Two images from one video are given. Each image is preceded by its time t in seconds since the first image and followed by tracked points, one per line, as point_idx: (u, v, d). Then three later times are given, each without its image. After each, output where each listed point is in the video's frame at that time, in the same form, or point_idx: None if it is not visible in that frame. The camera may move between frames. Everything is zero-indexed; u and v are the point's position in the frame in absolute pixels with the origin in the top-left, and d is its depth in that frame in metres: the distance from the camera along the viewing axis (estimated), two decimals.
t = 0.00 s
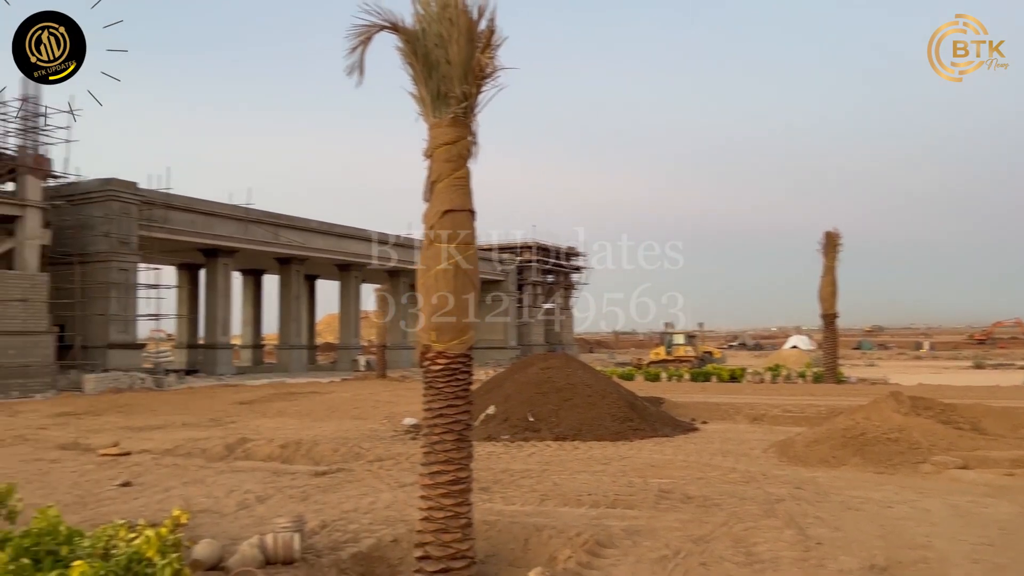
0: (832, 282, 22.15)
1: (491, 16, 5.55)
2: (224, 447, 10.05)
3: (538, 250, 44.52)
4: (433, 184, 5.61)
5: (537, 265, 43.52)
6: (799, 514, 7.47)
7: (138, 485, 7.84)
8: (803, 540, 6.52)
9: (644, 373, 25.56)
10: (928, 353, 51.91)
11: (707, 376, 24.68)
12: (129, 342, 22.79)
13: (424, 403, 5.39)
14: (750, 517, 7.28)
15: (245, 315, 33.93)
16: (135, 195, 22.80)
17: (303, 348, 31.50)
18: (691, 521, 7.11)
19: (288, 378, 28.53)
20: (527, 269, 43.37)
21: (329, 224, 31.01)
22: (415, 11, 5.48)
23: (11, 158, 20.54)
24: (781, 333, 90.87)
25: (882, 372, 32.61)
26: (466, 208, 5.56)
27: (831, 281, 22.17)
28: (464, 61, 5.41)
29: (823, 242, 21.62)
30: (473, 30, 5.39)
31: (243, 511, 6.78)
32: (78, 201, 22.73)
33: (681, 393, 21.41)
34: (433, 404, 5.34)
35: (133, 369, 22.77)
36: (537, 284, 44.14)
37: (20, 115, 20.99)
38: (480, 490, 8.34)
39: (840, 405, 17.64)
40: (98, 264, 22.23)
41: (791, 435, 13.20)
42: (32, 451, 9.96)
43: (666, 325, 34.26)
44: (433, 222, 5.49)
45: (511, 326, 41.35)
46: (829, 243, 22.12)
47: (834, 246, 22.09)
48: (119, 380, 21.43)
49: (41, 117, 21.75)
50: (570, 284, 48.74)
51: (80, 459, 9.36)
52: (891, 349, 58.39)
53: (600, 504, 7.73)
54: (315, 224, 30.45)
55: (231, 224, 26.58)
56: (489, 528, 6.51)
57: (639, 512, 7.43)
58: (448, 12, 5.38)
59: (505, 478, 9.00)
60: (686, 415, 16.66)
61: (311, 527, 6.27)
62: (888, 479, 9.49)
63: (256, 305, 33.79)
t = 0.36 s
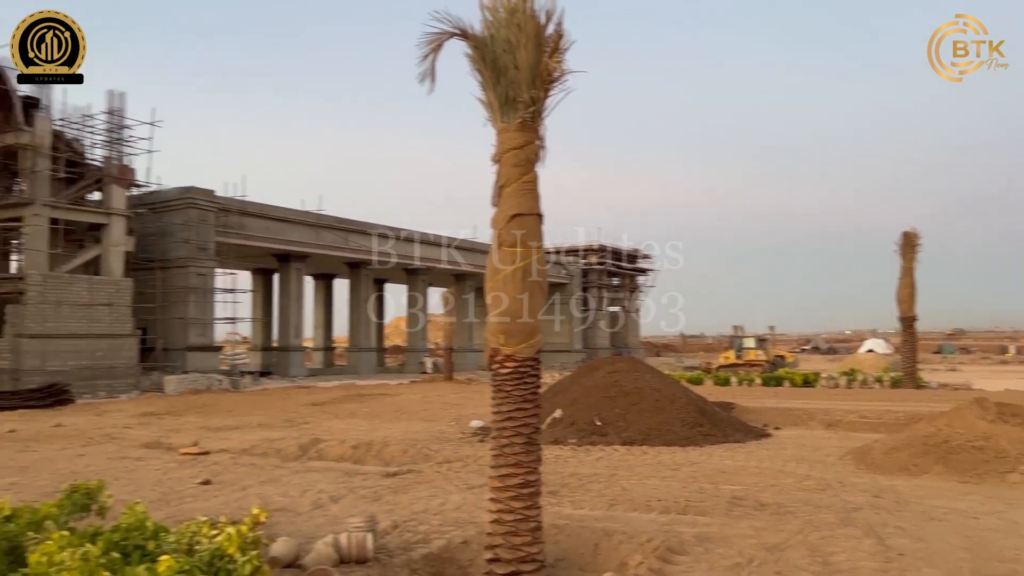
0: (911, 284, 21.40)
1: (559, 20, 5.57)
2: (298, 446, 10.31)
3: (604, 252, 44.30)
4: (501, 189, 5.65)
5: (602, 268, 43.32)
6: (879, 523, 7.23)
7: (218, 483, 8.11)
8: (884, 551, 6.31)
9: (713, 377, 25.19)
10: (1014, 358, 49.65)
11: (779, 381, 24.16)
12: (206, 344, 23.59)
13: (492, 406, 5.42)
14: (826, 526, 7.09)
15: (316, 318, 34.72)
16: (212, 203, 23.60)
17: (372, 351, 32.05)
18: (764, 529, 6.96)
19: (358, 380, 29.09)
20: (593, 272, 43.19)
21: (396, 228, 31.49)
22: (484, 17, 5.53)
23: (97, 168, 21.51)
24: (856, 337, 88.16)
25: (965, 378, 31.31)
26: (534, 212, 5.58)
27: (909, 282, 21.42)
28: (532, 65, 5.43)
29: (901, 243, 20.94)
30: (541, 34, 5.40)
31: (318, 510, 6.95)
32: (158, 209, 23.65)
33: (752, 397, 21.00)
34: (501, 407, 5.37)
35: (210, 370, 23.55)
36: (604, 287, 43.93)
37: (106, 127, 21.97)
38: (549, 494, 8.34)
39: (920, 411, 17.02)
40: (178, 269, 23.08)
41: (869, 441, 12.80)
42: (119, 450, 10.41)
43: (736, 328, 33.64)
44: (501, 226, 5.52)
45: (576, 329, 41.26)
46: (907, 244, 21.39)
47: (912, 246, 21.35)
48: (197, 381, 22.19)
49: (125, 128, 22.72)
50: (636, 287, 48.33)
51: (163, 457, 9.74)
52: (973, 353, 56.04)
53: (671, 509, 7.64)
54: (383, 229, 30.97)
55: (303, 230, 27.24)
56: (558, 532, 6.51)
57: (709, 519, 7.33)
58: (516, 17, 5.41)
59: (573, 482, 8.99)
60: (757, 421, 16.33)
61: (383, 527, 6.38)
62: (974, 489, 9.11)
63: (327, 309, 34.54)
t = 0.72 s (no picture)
0: (994, 286, 20.50)
1: (626, 23, 5.55)
2: (368, 449, 10.50)
3: (670, 255, 43.78)
4: (568, 193, 5.64)
5: (668, 271, 42.83)
6: (962, 535, 6.94)
7: (292, 484, 8.33)
8: (968, 564, 6.06)
9: (785, 383, 24.60)
10: None
11: (854, 387, 23.44)
12: (279, 348, 24.23)
13: (559, 411, 5.42)
14: (906, 537, 6.84)
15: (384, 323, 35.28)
16: (284, 210, 24.25)
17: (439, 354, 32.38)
18: (840, 538, 6.77)
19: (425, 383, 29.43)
20: (659, 276, 42.74)
21: (462, 233, 31.77)
22: (549, 23, 5.54)
23: (176, 178, 22.37)
24: (935, 341, 84.84)
25: None
26: (600, 215, 5.55)
27: (993, 284, 20.52)
28: (598, 68, 5.41)
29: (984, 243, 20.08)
30: (607, 38, 5.39)
31: (388, 511, 7.07)
32: (233, 217, 24.44)
33: (824, 403, 20.43)
34: (569, 411, 5.36)
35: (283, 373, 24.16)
36: (670, 290, 43.41)
37: (184, 138, 22.83)
38: (616, 500, 8.29)
39: (1006, 419, 16.27)
40: (252, 275, 23.80)
41: (950, 450, 12.30)
42: (198, 450, 10.79)
43: (807, 332, 32.76)
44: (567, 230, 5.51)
45: (642, 333, 40.86)
46: (991, 244, 20.50)
47: (996, 246, 20.45)
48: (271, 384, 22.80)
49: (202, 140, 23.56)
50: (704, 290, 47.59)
51: (239, 457, 10.05)
52: None
53: (742, 517, 7.49)
54: (449, 234, 31.29)
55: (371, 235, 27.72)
56: (627, 538, 6.46)
57: (782, 527, 7.16)
58: (582, 21, 5.40)
59: (641, 488, 8.91)
60: (831, 427, 15.87)
61: (451, 530, 6.45)
62: None
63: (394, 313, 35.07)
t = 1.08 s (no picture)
0: None
1: (685, 25, 5.50)
2: (428, 452, 10.60)
3: (731, 258, 43.07)
4: (627, 198, 5.62)
5: (729, 274, 42.16)
6: None
7: (355, 486, 8.46)
8: None
9: (851, 389, 23.94)
10: None
11: (925, 393, 22.68)
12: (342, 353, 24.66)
13: (620, 416, 5.38)
14: (982, 549, 6.60)
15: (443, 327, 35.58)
16: (346, 217, 24.71)
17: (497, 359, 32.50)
18: (912, 550, 6.55)
19: (484, 387, 29.58)
20: (720, 279, 42.11)
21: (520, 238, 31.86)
22: (607, 27, 5.53)
23: (242, 187, 22.99)
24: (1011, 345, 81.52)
25: None
26: (659, 219, 5.51)
27: None
28: (657, 72, 5.38)
29: None
30: (665, 40, 5.35)
31: (449, 515, 7.13)
32: (296, 225, 25.00)
33: (894, 409, 19.80)
34: (629, 418, 5.32)
35: (346, 377, 24.56)
36: (731, 294, 42.70)
37: (249, 148, 23.45)
38: (679, 506, 8.19)
39: None
40: (315, 280, 24.30)
41: None
42: (264, 452, 11.05)
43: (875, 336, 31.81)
44: (627, 234, 5.47)
45: (702, 337, 40.28)
46: None
47: None
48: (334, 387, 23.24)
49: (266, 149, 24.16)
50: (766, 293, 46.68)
51: (303, 460, 10.27)
52: None
53: (808, 526, 7.32)
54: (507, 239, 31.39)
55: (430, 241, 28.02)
56: (690, 546, 6.38)
57: (851, 537, 6.98)
58: (640, 25, 5.38)
59: (703, 495, 8.78)
60: (901, 435, 15.40)
61: (512, 534, 6.46)
62: None
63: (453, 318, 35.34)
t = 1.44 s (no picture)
0: None
1: (755, 26, 5.41)
2: (496, 458, 10.64)
3: (803, 262, 42.01)
4: (696, 202, 5.55)
5: (801, 278, 41.15)
6: None
7: (424, 491, 8.55)
8: None
9: (932, 397, 23.04)
10: None
11: (1012, 402, 21.66)
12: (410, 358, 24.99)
13: (691, 424, 5.32)
14: None
15: (508, 333, 35.70)
16: (413, 225, 25.07)
17: (562, 365, 32.41)
18: (1001, 565, 6.26)
19: (550, 393, 29.55)
20: (791, 284, 41.12)
21: (585, 244, 31.76)
22: (676, 30, 5.48)
23: (313, 198, 23.56)
24: None
25: None
26: (730, 223, 5.43)
27: None
28: (727, 74, 5.31)
29: None
30: (736, 42, 5.28)
31: (518, 521, 7.14)
32: (365, 233, 25.48)
33: (979, 418, 18.98)
34: (700, 425, 5.25)
35: (413, 383, 24.86)
36: (803, 299, 41.64)
37: (320, 159, 24.01)
38: (751, 516, 8.03)
39: None
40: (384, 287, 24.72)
41: None
42: (336, 456, 11.28)
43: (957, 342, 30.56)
44: (697, 239, 5.41)
45: (774, 343, 39.36)
46: None
47: None
48: (402, 393, 23.56)
49: (336, 160, 24.72)
50: (840, 298, 45.35)
51: (374, 464, 10.43)
52: None
53: (889, 538, 7.08)
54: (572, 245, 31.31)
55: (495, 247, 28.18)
56: (764, 556, 6.24)
57: (934, 551, 6.72)
58: (709, 27, 5.32)
59: (777, 505, 8.58)
60: (987, 445, 14.73)
61: (581, 542, 6.44)
62: None
63: (519, 324, 35.44)
